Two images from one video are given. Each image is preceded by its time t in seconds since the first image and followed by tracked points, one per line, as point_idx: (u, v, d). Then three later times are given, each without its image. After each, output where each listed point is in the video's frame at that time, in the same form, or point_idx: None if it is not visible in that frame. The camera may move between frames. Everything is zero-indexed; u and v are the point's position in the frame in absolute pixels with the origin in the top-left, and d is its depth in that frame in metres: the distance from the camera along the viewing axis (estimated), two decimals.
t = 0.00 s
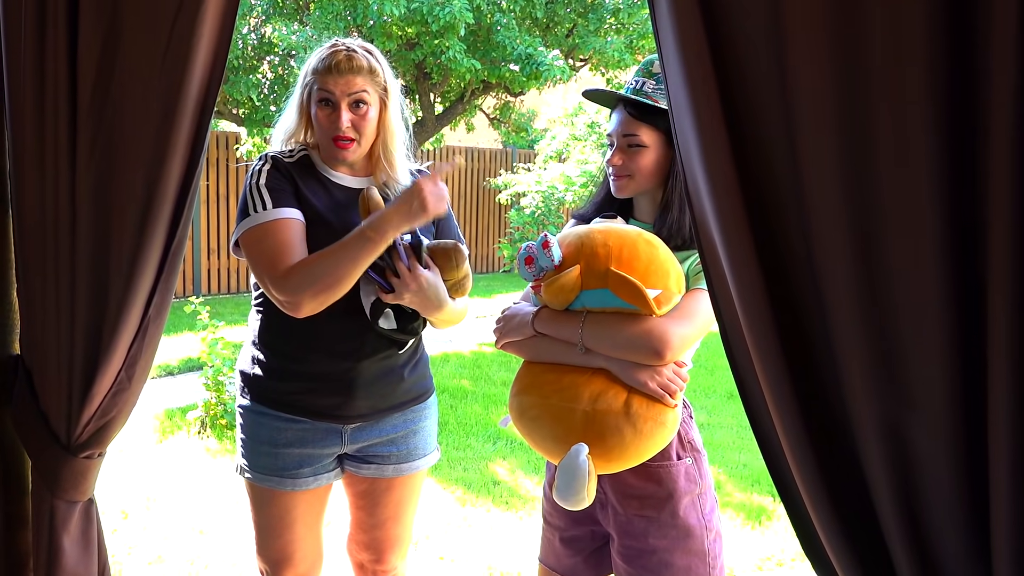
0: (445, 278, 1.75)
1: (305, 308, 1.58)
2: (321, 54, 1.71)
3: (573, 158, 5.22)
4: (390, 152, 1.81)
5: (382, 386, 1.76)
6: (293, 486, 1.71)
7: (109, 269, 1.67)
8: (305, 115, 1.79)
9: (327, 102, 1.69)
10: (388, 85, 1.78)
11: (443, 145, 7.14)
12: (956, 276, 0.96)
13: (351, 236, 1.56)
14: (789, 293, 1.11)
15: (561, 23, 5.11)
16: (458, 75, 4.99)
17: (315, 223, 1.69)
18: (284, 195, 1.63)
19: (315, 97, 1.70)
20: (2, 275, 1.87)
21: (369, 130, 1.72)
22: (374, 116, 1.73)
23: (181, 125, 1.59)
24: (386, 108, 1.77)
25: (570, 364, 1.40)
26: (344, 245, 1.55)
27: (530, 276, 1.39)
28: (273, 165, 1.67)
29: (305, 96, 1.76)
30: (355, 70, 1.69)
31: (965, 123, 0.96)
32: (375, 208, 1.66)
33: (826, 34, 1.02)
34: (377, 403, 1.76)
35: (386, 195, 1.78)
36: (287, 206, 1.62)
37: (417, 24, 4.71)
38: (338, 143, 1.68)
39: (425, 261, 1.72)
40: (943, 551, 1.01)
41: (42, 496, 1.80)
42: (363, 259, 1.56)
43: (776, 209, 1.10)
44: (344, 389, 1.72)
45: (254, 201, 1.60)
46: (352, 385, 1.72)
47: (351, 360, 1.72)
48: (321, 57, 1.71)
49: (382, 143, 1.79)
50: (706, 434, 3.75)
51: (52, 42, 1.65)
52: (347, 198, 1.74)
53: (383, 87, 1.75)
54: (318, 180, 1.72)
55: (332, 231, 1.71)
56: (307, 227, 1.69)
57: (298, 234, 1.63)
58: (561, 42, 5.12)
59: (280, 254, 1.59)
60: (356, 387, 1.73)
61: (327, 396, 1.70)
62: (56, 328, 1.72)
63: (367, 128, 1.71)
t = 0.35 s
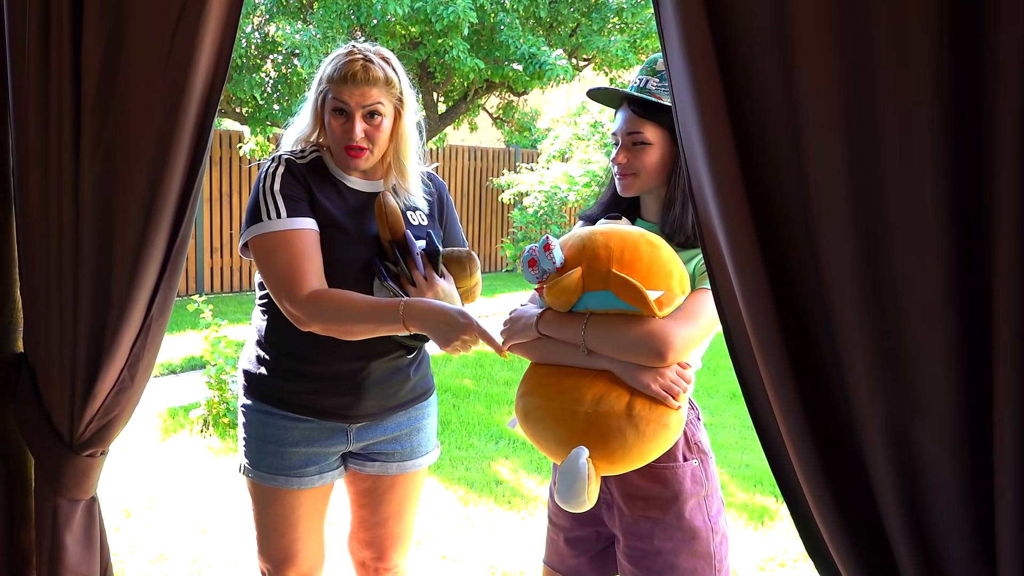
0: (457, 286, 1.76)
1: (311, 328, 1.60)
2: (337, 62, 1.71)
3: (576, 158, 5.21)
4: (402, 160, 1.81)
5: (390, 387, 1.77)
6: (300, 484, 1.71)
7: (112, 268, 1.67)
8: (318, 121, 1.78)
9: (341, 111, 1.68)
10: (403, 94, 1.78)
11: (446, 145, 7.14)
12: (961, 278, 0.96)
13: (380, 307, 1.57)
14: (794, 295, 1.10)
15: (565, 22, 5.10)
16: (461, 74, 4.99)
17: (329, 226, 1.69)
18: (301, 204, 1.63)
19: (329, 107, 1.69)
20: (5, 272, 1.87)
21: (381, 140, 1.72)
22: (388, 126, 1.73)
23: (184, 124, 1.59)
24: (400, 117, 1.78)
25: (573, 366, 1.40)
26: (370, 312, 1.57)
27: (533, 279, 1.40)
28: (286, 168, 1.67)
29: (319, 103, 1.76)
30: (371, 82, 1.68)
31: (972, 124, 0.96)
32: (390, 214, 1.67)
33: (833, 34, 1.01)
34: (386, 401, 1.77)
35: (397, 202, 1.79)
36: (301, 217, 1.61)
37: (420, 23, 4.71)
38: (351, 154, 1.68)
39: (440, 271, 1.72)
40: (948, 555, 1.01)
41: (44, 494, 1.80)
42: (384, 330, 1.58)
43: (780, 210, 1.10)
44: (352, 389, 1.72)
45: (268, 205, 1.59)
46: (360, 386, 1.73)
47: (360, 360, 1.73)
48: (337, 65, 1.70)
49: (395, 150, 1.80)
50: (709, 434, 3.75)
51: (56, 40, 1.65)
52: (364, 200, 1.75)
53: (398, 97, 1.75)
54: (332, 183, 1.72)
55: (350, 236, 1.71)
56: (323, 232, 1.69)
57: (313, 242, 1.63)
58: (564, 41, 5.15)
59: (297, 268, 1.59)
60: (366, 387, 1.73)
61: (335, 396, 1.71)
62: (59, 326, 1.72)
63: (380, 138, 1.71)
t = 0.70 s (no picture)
0: (458, 287, 1.76)
1: (314, 325, 1.60)
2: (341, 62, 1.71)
3: (576, 158, 5.21)
4: (407, 160, 1.81)
5: (390, 386, 1.77)
6: (300, 482, 1.71)
7: (111, 266, 1.68)
8: (323, 120, 1.79)
9: (344, 112, 1.68)
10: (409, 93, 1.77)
11: (446, 144, 7.15)
12: (961, 280, 0.96)
13: (385, 306, 1.57)
14: (794, 297, 1.10)
15: (565, 22, 5.11)
16: (462, 74, 4.99)
17: (330, 225, 1.69)
18: (303, 201, 1.62)
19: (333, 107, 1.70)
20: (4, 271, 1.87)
21: (386, 140, 1.72)
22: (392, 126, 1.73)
23: (184, 122, 1.59)
24: (405, 117, 1.78)
25: (571, 365, 1.40)
26: (376, 311, 1.57)
27: (531, 279, 1.39)
28: (290, 165, 1.66)
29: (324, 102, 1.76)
30: (376, 83, 1.68)
31: (972, 123, 0.95)
32: (393, 215, 1.67)
33: (833, 33, 1.01)
34: (387, 401, 1.77)
35: (400, 202, 1.79)
36: (305, 214, 1.61)
37: (421, 22, 4.71)
38: (353, 154, 1.69)
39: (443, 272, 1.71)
40: (946, 556, 1.01)
41: (42, 492, 1.80)
42: (389, 330, 1.58)
43: (780, 212, 1.10)
44: (353, 389, 1.72)
45: (271, 201, 1.59)
46: (361, 385, 1.72)
47: (361, 360, 1.73)
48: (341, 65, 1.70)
49: (399, 149, 1.80)
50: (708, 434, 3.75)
51: (56, 38, 1.65)
52: (368, 200, 1.76)
53: (402, 97, 1.75)
54: (335, 181, 1.72)
55: (353, 236, 1.71)
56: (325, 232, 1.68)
57: (316, 243, 1.62)
58: (565, 41, 5.16)
59: (299, 271, 1.59)
60: (367, 387, 1.73)
61: (336, 395, 1.71)
62: (58, 324, 1.72)
63: (384, 138, 1.71)
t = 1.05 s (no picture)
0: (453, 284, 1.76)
1: (305, 327, 1.61)
2: (350, 55, 1.70)
3: (575, 158, 5.21)
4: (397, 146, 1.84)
5: (386, 387, 1.77)
6: (293, 483, 1.71)
7: (110, 266, 1.67)
8: (317, 113, 1.75)
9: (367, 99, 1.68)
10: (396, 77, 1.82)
11: (445, 144, 7.15)
12: (960, 283, 0.96)
13: (377, 302, 1.57)
14: (793, 300, 1.10)
15: (565, 22, 5.11)
16: (461, 74, 4.99)
17: (322, 226, 1.68)
18: (294, 202, 1.62)
19: (346, 102, 1.68)
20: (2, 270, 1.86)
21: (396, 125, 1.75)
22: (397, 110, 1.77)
23: (183, 122, 1.59)
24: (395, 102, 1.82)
25: (573, 366, 1.40)
26: (367, 310, 1.57)
27: (534, 279, 1.41)
28: (281, 166, 1.66)
29: (323, 96, 1.73)
30: (386, 77, 1.71)
31: (971, 127, 0.96)
32: (387, 215, 1.67)
33: (833, 37, 1.01)
34: (381, 403, 1.76)
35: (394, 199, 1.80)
36: (296, 216, 1.61)
37: (421, 22, 4.71)
38: (369, 150, 1.69)
39: (437, 269, 1.72)
40: (945, 558, 1.01)
41: (40, 491, 1.79)
42: (380, 328, 1.58)
43: (780, 215, 1.10)
44: (347, 389, 1.72)
45: (263, 205, 1.59)
46: (355, 386, 1.72)
47: (355, 361, 1.73)
48: (352, 59, 1.69)
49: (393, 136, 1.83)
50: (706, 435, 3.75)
51: (55, 37, 1.65)
52: (358, 201, 1.74)
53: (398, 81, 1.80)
54: (325, 179, 1.71)
55: (344, 236, 1.70)
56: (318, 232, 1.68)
57: (308, 245, 1.63)
58: (565, 42, 5.16)
59: (292, 274, 1.59)
60: (361, 388, 1.73)
61: (331, 396, 1.70)
62: (56, 323, 1.72)
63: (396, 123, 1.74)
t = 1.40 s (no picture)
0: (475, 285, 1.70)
1: (308, 347, 1.62)
2: (353, 52, 1.72)
3: (577, 159, 5.21)
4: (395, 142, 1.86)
5: (404, 396, 1.77)
6: (316, 495, 1.72)
7: (112, 267, 1.67)
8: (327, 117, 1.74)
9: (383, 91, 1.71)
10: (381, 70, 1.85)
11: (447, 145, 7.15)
12: (963, 284, 0.96)
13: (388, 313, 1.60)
14: (795, 299, 1.10)
15: (568, 23, 5.10)
16: (464, 75, 4.98)
17: (334, 237, 1.67)
18: (304, 220, 1.61)
19: (363, 95, 1.69)
20: (4, 271, 1.87)
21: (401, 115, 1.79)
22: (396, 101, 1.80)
23: (186, 123, 1.59)
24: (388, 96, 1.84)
25: (578, 369, 1.40)
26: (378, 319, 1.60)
27: (537, 283, 1.40)
28: (293, 177, 1.65)
29: (330, 99, 1.73)
30: (390, 68, 1.74)
31: (974, 126, 0.95)
32: (405, 221, 1.63)
33: (837, 37, 1.01)
34: (400, 411, 1.77)
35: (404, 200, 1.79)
36: (308, 232, 1.61)
37: (424, 23, 4.71)
38: (393, 141, 1.71)
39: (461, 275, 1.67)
40: (948, 559, 1.01)
41: (42, 492, 1.79)
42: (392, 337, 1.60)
43: (783, 215, 1.10)
44: (365, 401, 1.73)
45: (271, 222, 1.59)
46: (373, 397, 1.73)
47: (375, 374, 1.74)
48: (356, 56, 1.72)
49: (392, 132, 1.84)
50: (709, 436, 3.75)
51: (58, 37, 1.65)
52: (370, 207, 1.73)
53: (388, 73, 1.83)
54: (338, 189, 1.69)
55: (356, 246, 1.69)
56: (327, 247, 1.67)
57: (317, 262, 1.63)
58: (568, 43, 5.12)
59: (301, 288, 1.61)
60: (380, 400, 1.74)
61: (349, 408, 1.71)
62: (59, 323, 1.72)
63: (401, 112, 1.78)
